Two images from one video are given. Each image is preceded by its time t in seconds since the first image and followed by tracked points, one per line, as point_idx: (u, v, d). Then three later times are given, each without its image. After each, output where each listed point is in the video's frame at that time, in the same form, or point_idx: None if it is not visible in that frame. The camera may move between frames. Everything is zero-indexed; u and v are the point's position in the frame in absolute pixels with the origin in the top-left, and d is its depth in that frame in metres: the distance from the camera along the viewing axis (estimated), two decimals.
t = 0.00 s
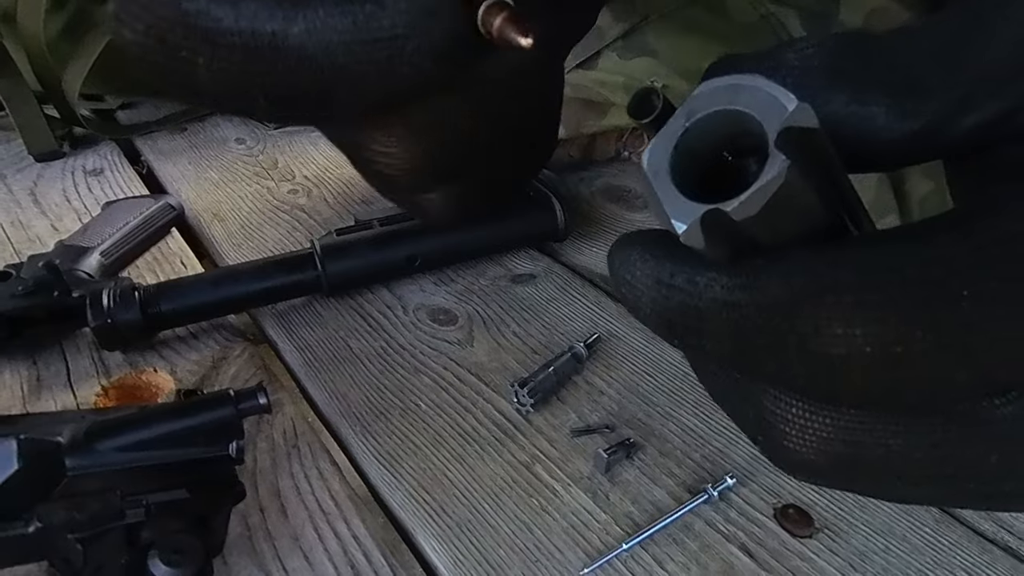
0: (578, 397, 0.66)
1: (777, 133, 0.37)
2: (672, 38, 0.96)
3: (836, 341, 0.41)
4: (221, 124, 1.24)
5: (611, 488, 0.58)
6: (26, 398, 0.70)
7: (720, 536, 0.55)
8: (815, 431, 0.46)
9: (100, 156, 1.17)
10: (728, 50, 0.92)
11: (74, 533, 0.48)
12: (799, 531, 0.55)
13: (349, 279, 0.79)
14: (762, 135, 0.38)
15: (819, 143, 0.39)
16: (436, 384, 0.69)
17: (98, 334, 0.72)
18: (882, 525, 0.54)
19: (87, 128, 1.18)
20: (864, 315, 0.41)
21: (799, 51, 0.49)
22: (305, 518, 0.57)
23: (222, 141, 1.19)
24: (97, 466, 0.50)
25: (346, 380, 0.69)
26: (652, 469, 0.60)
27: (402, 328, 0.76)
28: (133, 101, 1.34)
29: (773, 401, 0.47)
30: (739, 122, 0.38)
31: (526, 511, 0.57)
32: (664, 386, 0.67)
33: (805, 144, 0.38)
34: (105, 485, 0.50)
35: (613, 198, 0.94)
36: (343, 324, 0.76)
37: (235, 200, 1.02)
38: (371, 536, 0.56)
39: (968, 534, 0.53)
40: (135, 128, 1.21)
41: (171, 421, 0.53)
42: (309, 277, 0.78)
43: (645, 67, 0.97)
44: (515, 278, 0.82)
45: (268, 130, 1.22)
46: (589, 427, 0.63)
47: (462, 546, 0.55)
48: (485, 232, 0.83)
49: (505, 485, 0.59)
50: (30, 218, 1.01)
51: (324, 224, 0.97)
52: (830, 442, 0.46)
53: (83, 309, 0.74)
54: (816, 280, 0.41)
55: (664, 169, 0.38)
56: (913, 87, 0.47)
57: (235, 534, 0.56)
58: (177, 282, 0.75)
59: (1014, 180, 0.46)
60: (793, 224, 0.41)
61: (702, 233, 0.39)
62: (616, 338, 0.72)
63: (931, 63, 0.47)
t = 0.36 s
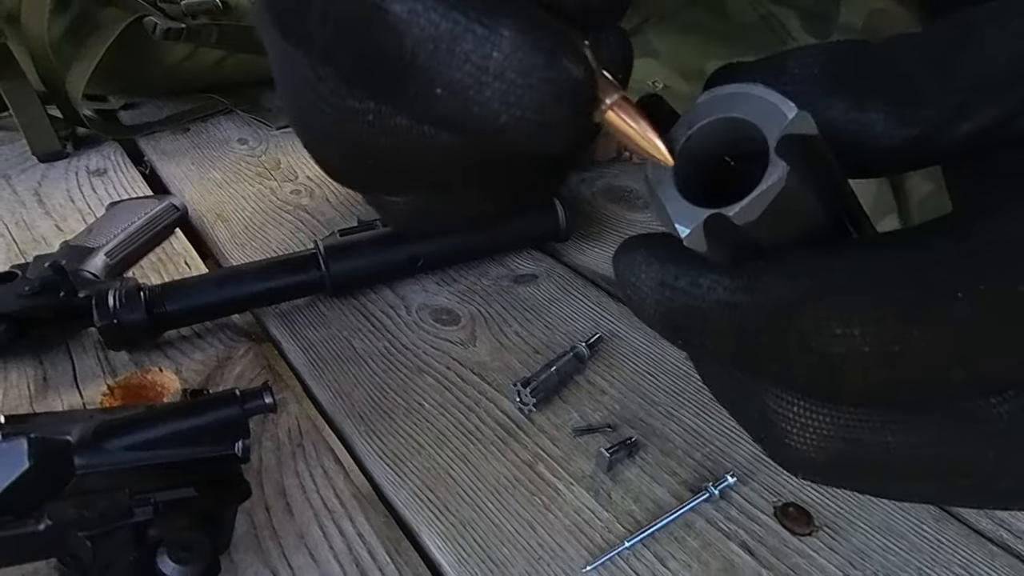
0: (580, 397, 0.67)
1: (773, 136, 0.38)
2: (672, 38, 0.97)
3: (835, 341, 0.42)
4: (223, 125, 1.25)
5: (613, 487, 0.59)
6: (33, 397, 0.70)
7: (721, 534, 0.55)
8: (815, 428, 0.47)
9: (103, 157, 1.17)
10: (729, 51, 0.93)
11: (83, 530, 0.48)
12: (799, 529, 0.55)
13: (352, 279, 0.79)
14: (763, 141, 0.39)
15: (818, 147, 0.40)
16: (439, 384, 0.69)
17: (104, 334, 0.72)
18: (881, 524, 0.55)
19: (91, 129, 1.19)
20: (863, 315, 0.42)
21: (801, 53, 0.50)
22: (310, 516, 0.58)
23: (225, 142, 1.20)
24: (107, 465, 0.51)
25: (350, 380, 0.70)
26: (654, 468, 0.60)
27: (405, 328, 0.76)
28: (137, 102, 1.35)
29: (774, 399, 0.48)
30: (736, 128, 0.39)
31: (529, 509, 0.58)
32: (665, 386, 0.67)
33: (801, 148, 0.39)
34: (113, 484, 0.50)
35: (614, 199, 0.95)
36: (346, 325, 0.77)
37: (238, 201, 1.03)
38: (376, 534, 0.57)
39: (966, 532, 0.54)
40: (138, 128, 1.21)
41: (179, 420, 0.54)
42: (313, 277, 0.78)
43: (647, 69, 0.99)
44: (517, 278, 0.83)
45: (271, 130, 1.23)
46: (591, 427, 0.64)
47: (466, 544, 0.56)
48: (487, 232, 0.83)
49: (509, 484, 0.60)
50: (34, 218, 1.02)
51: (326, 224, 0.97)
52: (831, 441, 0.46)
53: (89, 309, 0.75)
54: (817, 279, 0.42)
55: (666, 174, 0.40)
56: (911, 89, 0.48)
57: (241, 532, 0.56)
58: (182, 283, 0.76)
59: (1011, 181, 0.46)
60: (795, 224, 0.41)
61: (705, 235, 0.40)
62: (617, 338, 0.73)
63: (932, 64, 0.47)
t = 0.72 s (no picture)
0: (576, 398, 0.67)
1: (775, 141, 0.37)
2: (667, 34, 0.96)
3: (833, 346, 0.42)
4: (221, 124, 1.25)
5: (610, 489, 0.59)
6: (28, 398, 0.70)
7: (718, 537, 0.55)
8: (816, 438, 0.45)
9: (101, 156, 1.17)
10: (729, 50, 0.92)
11: (77, 533, 0.48)
12: (796, 532, 0.55)
13: (350, 279, 0.79)
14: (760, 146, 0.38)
15: (818, 154, 0.39)
16: (435, 385, 0.69)
17: (99, 334, 0.72)
18: (878, 526, 0.55)
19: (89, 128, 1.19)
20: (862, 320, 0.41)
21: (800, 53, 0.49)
22: (306, 518, 0.58)
23: (222, 141, 1.19)
24: (100, 467, 0.51)
25: (347, 381, 0.70)
26: (651, 470, 0.60)
27: (402, 329, 0.76)
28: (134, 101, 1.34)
29: (774, 409, 0.46)
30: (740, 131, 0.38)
31: (526, 511, 0.57)
32: (663, 387, 0.67)
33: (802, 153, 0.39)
34: (109, 486, 0.51)
35: (612, 199, 0.95)
36: (343, 325, 0.77)
37: (236, 201, 1.03)
38: (372, 537, 0.57)
39: (964, 534, 0.54)
40: (135, 128, 1.21)
41: (172, 421, 0.54)
42: (311, 278, 0.78)
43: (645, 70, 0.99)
44: (515, 278, 0.82)
45: (268, 130, 1.23)
46: (588, 428, 0.63)
47: (463, 546, 0.55)
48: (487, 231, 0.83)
49: (505, 486, 0.59)
50: (31, 217, 1.02)
51: (324, 224, 0.97)
52: (831, 451, 0.45)
53: (85, 310, 0.74)
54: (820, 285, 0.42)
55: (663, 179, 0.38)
56: (909, 90, 0.48)
57: (236, 534, 0.56)
58: (178, 283, 0.75)
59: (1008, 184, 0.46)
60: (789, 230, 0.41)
61: (701, 241, 0.38)
62: (615, 339, 0.73)
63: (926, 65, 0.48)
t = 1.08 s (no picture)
0: (580, 394, 0.67)
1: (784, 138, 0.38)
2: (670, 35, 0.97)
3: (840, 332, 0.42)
4: (224, 123, 1.25)
5: (613, 485, 0.59)
6: (37, 396, 0.71)
7: (721, 531, 0.56)
8: (823, 422, 0.48)
9: (105, 155, 1.18)
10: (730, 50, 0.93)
11: (89, 527, 0.48)
12: (798, 526, 0.56)
13: (354, 277, 0.80)
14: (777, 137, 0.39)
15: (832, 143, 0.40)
16: (440, 381, 0.70)
17: (106, 332, 0.73)
18: (879, 520, 0.55)
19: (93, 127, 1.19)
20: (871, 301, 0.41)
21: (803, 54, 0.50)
22: (313, 513, 0.58)
23: (226, 140, 1.20)
24: (111, 462, 0.52)
25: (353, 378, 0.70)
26: (654, 466, 0.61)
27: (407, 327, 0.77)
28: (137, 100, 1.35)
29: (784, 395, 0.49)
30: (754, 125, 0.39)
31: (531, 506, 0.58)
32: (665, 383, 0.68)
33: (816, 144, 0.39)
34: (120, 480, 0.51)
35: (615, 197, 0.95)
36: (349, 323, 0.77)
37: (240, 199, 1.03)
38: (379, 531, 0.57)
39: (965, 528, 0.54)
40: (139, 127, 1.21)
41: (181, 417, 0.54)
42: (315, 276, 0.79)
43: (647, 68, 1.00)
44: (518, 276, 0.83)
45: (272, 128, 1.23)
46: (592, 424, 0.64)
47: (469, 541, 0.56)
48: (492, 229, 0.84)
49: (509, 482, 0.60)
50: (37, 216, 1.02)
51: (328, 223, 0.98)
52: (838, 437, 0.47)
53: (92, 308, 0.75)
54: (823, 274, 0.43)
55: (679, 171, 0.40)
56: (910, 89, 0.48)
57: (245, 529, 0.57)
58: (184, 281, 0.76)
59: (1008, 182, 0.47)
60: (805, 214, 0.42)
61: (716, 229, 0.41)
62: (618, 336, 0.73)
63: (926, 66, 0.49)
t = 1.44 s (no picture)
0: (577, 397, 0.68)
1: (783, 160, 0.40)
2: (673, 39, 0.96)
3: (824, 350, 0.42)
4: (223, 125, 1.26)
5: (609, 488, 0.60)
6: (35, 398, 0.71)
7: (716, 535, 0.56)
8: (814, 460, 0.44)
9: (104, 157, 1.18)
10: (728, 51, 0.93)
11: (86, 531, 0.48)
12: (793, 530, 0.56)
13: (351, 279, 0.80)
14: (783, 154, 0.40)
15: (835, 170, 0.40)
16: (437, 384, 0.70)
17: (104, 334, 0.73)
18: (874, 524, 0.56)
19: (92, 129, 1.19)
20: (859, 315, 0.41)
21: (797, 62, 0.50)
22: (310, 517, 0.59)
23: (225, 142, 1.20)
24: (107, 467, 0.51)
25: (351, 380, 0.70)
26: (650, 469, 0.61)
27: (406, 329, 0.77)
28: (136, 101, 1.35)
29: (772, 433, 0.45)
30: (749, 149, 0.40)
31: (528, 509, 0.58)
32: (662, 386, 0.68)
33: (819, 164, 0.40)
34: (117, 485, 0.51)
35: (612, 199, 0.95)
36: (347, 325, 0.78)
37: (239, 201, 1.04)
38: (375, 534, 0.58)
39: (959, 533, 0.55)
40: (138, 128, 1.22)
41: (179, 421, 0.54)
42: (314, 278, 0.79)
43: (645, 70, 0.97)
44: (515, 279, 0.83)
45: (271, 130, 1.24)
46: (589, 428, 0.64)
47: (466, 544, 0.56)
48: (489, 231, 0.84)
49: (506, 484, 0.60)
50: (35, 218, 1.02)
51: (326, 225, 0.98)
52: (832, 471, 0.44)
53: (90, 310, 0.75)
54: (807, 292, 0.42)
55: (686, 174, 0.39)
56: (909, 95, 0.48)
57: (242, 532, 0.57)
58: (183, 284, 0.76)
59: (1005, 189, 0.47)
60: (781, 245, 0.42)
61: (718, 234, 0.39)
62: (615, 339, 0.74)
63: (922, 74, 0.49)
